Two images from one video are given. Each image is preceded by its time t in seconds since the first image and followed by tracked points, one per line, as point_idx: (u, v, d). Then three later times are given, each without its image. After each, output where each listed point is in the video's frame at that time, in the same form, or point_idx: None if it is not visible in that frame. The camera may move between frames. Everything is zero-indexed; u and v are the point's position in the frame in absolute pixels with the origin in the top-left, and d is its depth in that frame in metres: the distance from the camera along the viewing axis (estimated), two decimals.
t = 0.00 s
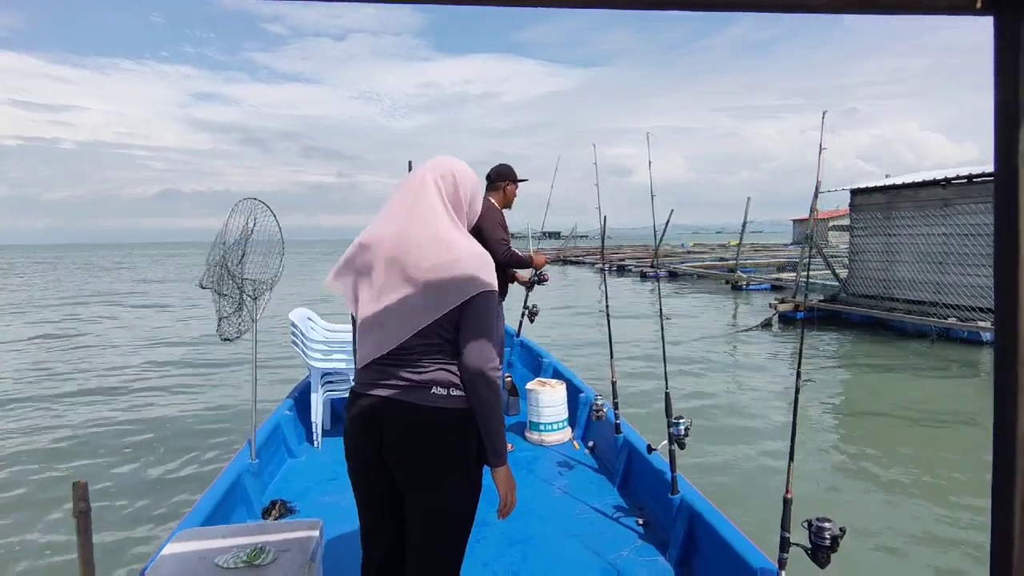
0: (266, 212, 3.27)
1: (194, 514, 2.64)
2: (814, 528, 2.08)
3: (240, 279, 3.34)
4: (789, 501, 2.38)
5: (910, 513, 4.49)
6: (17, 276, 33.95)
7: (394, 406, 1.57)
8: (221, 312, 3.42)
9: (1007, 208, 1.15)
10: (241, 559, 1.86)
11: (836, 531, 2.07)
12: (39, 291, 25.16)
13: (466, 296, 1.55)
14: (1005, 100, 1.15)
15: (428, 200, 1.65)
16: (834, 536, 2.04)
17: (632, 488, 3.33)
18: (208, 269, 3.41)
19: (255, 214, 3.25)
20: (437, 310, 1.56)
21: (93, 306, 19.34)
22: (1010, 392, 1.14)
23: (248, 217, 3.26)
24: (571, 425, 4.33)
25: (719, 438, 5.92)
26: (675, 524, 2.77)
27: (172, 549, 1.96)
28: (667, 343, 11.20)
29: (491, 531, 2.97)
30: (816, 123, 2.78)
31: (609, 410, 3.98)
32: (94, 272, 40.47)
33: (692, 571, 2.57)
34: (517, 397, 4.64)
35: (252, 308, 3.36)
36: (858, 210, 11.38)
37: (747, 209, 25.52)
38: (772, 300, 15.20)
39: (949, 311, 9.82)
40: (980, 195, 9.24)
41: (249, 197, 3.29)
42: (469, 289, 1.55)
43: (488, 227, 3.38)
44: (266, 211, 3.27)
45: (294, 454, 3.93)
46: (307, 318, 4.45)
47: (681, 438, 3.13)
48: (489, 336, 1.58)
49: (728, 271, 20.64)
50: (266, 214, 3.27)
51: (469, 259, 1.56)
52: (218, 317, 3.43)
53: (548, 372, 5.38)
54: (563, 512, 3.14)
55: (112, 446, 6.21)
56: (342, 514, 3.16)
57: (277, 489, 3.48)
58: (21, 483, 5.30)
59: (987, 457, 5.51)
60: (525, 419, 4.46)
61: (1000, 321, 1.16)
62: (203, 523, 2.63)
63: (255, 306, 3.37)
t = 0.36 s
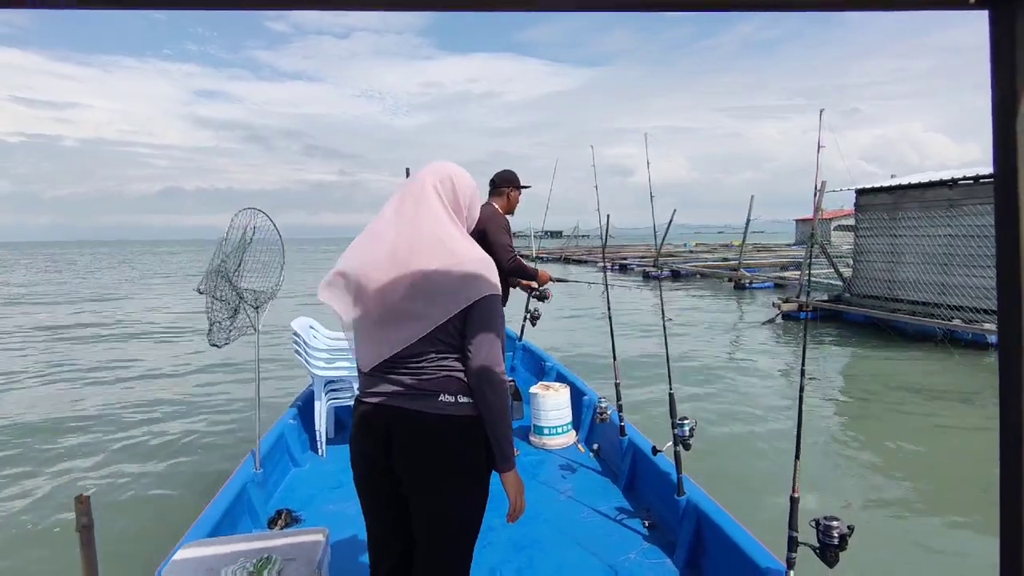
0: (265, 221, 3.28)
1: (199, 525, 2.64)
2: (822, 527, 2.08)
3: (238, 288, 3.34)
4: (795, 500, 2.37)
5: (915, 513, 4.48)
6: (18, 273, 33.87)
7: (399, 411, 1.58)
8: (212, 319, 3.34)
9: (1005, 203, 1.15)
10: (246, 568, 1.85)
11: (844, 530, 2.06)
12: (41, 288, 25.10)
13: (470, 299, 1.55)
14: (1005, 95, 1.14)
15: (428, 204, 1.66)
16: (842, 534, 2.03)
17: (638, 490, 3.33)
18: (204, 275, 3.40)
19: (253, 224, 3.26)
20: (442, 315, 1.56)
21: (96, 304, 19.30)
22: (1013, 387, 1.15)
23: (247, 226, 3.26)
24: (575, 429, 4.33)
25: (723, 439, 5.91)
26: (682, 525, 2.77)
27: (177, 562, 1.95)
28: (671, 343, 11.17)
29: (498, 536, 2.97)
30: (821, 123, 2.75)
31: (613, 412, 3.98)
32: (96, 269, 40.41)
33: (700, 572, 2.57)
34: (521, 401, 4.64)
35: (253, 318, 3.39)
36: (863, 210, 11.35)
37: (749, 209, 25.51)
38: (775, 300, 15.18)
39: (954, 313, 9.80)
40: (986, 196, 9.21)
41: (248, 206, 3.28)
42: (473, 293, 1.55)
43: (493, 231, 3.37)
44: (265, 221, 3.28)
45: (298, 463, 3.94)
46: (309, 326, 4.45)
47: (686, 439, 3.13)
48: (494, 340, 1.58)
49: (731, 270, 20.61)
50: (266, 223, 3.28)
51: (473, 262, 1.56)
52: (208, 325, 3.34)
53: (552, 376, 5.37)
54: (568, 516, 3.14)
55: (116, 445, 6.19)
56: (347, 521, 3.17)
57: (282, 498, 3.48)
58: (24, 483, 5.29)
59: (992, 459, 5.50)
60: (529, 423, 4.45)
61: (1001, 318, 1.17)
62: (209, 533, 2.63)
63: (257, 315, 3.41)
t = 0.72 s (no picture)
0: (268, 223, 3.29)
1: (201, 526, 2.63)
2: (824, 531, 2.08)
3: (240, 289, 3.34)
4: (798, 503, 2.37)
5: (917, 515, 4.48)
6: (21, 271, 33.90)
7: (394, 413, 1.58)
8: (212, 318, 3.33)
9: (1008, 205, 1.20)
10: (248, 569, 1.85)
11: (847, 533, 2.06)
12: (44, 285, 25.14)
13: (462, 296, 1.55)
14: (1006, 92, 1.19)
15: (419, 205, 1.67)
16: (844, 538, 2.03)
17: (640, 492, 3.33)
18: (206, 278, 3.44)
19: (256, 226, 3.27)
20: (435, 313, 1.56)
21: (98, 302, 19.31)
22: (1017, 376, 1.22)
23: (249, 227, 3.27)
24: (577, 431, 4.33)
25: (725, 440, 5.91)
26: (684, 527, 2.77)
27: (178, 565, 1.94)
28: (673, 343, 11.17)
29: (499, 538, 2.98)
30: (827, 123, 2.74)
31: (615, 415, 3.98)
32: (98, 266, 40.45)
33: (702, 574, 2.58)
34: (523, 403, 4.64)
35: (256, 320, 3.38)
36: (866, 211, 11.34)
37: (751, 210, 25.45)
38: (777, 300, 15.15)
39: (957, 315, 9.79)
40: (989, 198, 9.19)
41: (252, 209, 3.30)
42: (465, 290, 1.55)
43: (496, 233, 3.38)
44: (268, 223, 3.29)
45: (300, 464, 3.93)
46: (311, 326, 4.44)
47: (688, 441, 3.13)
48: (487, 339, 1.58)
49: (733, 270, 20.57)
50: (269, 225, 3.29)
51: (464, 260, 1.57)
52: (208, 325, 3.33)
53: (554, 377, 5.37)
54: (570, 518, 3.14)
55: (117, 444, 6.19)
56: (348, 523, 3.17)
57: (284, 499, 3.48)
58: (26, 482, 5.29)
59: (994, 461, 5.49)
60: (531, 425, 4.46)
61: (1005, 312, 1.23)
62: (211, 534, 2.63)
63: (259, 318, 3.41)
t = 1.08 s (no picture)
0: (272, 214, 3.27)
1: (199, 517, 2.63)
2: (820, 535, 2.07)
3: (248, 282, 3.34)
4: (795, 506, 2.36)
5: (916, 516, 4.47)
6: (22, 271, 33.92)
7: (371, 408, 1.57)
8: (226, 314, 3.38)
9: (1012, 207, 1.22)
10: (246, 561, 1.85)
11: (844, 538, 2.05)
12: (47, 286, 25.22)
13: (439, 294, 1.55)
14: (1016, 96, 1.21)
15: (399, 200, 1.67)
16: (840, 542, 2.03)
17: (638, 492, 3.32)
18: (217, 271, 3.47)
19: (260, 217, 3.25)
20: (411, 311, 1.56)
21: (100, 302, 19.34)
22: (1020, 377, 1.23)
23: (254, 219, 3.26)
24: (576, 430, 4.33)
25: (725, 439, 5.90)
26: (681, 528, 2.77)
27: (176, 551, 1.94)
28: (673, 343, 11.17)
29: (496, 535, 2.97)
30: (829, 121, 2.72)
31: (614, 415, 3.97)
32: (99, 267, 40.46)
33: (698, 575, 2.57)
34: (522, 400, 4.64)
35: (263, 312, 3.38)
36: (867, 211, 11.34)
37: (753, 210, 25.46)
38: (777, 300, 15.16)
39: (958, 316, 9.79)
40: (990, 198, 9.17)
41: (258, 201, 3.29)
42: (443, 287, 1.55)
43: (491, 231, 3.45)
44: (272, 214, 3.27)
45: (299, 456, 3.93)
46: (314, 319, 4.43)
47: (686, 443, 3.12)
48: (460, 338, 1.59)
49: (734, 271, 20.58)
50: (273, 216, 3.27)
51: (442, 258, 1.56)
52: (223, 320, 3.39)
53: (553, 375, 5.37)
54: (567, 516, 3.14)
55: (118, 443, 6.20)
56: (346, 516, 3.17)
57: (282, 491, 3.48)
58: (27, 482, 5.30)
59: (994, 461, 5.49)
60: (530, 423, 4.46)
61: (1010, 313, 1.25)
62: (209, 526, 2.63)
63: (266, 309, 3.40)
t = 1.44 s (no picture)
0: (275, 205, 3.28)
1: (195, 503, 2.64)
2: (813, 537, 2.06)
3: (253, 273, 3.36)
4: (789, 507, 2.35)
5: (915, 516, 4.46)
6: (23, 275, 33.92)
7: (331, 403, 1.59)
8: (234, 306, 3.41)
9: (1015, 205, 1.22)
10: (240, 548, 1.85)
11: (836, 540, 2.04)
12: (48, 291, 25.22)
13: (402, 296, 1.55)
14: (1019, 101, 1.21)
15: (371, 194, 1.65)
16: (833, 544, 2.02)
17: (633, 489, 3.32)
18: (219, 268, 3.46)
19: (263, 208, 3.26)
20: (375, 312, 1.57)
21: (100, 306, 19.33)
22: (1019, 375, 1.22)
23: (256, 210, 3.26)
24: (573, 426, 4.32)
25: (725, 438, 5.90)
26: (675, 526, 2.76)
27: (170, 538, 1.95)
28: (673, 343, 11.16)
29: (490, 528, 2.97)
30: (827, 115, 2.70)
31: (611, 411, 3.96)
32: (99, 271, 40.45)
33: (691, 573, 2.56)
34: (519, 396, 4.64)
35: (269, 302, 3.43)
36: (867, 209, 11.34)
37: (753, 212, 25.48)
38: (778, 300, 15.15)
39: (958, 313, 9.78)
40: (990, 195, 9.18)
41: (258, 191, 3.29)
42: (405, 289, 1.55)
43: (475, 227, 3.53)
44: (275, 205, 3.28)
45: (296, 447, 3.93)
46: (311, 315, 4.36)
47: (683, 442, 3.11)
48: (426, 340, 1.55)
49: (734, 271, 20.58)
50: (276, 207, 3.28)
51: (407, 259, 1.55)
52: (231, 312, 3.42)
53: (551, 372, 5.36)
54: (562, 511, 3.13)
55: (118, 444, 6.20)
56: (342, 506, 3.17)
57: (278, 480, 3.48)
58: (26, 483, 5.29)
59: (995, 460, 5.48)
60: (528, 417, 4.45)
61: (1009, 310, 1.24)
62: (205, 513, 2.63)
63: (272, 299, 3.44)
